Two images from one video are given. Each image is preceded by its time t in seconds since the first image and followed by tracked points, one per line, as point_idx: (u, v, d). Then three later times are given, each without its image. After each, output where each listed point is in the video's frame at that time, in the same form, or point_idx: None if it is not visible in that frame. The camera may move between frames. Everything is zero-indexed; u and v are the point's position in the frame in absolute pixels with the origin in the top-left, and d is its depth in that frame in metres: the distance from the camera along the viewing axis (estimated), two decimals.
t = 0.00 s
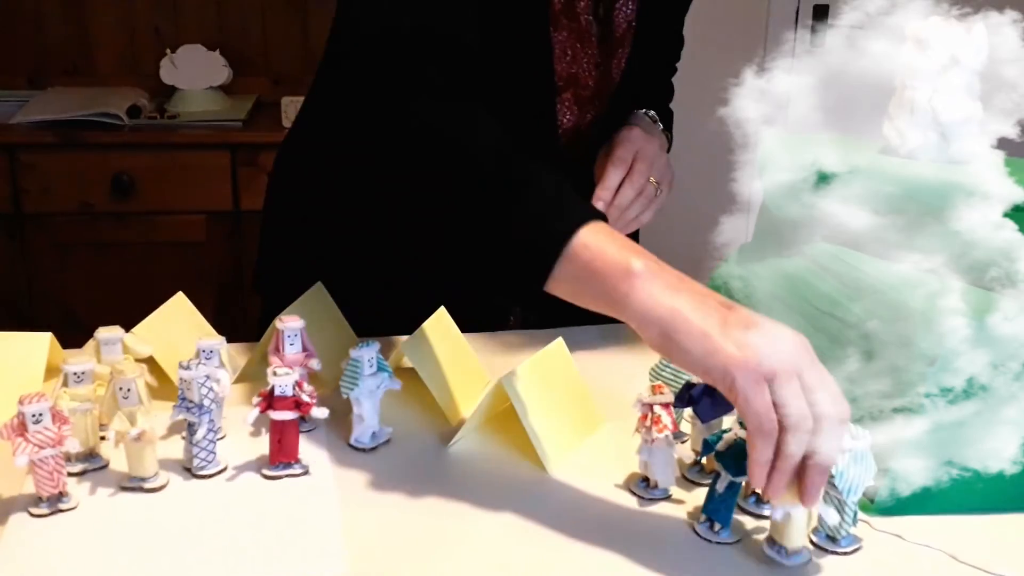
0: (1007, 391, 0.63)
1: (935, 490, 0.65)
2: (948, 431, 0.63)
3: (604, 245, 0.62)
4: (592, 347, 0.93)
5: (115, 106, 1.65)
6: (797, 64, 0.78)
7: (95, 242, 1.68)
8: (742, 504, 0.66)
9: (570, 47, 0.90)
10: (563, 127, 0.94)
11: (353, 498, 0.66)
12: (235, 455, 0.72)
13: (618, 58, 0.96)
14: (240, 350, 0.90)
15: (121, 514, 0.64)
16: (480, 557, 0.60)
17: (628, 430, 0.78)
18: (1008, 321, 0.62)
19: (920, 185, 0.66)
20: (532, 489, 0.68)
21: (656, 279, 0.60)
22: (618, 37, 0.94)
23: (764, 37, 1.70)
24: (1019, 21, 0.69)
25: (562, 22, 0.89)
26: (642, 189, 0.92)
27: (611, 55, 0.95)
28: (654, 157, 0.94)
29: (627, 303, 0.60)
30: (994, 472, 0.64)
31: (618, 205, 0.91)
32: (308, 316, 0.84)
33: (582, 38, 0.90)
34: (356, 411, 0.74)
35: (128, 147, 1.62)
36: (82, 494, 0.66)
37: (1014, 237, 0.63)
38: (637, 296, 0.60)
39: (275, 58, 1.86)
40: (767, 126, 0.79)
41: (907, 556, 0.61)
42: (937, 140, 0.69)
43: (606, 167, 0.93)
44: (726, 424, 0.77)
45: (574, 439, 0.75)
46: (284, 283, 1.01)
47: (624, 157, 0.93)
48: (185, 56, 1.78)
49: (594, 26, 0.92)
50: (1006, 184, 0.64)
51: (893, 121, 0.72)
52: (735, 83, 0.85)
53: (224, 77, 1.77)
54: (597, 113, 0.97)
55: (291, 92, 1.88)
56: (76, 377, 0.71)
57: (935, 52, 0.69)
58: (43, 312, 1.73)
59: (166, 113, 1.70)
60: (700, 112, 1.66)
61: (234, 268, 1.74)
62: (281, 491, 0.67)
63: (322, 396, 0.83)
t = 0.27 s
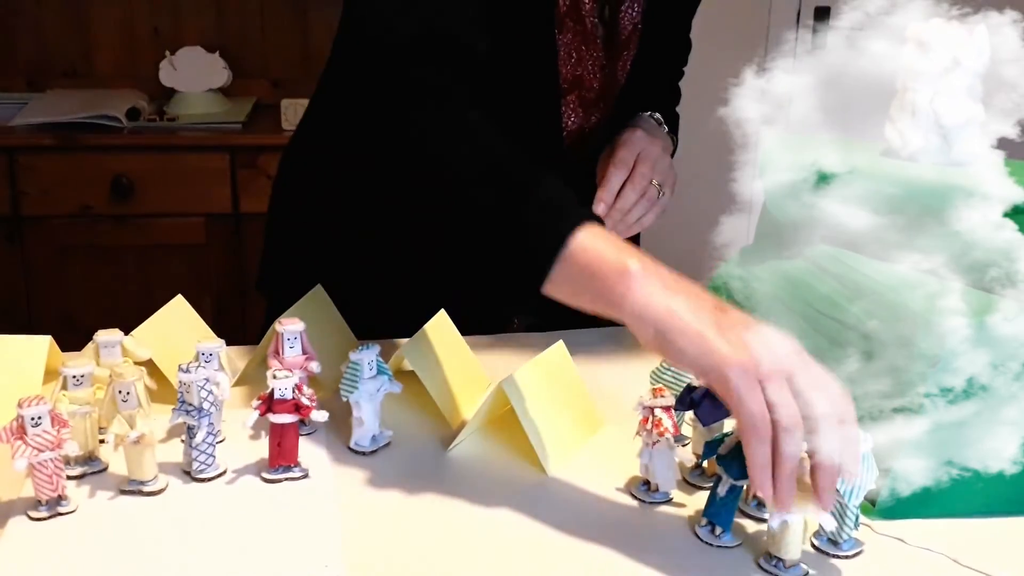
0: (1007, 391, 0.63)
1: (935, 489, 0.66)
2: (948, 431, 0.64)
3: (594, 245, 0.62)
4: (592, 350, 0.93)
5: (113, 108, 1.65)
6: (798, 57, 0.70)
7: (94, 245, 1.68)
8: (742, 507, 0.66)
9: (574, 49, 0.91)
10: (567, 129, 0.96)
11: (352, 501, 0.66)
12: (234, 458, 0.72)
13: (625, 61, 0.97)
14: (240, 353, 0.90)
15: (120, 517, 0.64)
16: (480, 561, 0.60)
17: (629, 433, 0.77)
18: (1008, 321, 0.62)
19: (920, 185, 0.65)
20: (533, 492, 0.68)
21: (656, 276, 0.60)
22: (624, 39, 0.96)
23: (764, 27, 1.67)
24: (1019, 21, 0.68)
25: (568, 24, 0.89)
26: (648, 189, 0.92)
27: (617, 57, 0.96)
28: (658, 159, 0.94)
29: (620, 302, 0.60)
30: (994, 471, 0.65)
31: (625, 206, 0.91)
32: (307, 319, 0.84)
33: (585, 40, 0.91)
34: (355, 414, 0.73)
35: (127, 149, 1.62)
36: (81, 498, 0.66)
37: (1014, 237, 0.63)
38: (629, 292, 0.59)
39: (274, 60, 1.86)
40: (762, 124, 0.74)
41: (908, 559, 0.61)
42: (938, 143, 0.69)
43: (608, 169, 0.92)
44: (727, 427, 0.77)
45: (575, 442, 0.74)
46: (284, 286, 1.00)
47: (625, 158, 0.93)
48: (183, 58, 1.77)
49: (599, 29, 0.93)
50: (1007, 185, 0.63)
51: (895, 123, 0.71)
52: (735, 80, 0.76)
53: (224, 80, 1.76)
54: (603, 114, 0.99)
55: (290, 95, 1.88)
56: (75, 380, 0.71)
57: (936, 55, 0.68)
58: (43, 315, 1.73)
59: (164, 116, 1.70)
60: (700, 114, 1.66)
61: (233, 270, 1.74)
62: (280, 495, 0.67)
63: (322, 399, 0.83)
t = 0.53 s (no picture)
0: (1007, 391, 0.62)
1: (935, 489, 0.64)
2: (949, 430, 0.62)
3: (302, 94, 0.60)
4: (593, 356, 0.93)
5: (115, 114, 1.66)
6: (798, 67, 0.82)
7: (95, 251, 1.68)
8: (744, 514, 0.66)
9: (552, 37, 0.97)
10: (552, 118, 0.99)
11: (353, 508, 0.66)
12: (236, 465, 0.72)
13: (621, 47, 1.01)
14: (241, 359, 0.90)
15: (121, 524, 0.64)
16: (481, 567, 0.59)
17: (630, 440, 0.77)
18: (1009, 321, 0.61)
19: (920, 190, 0.66)
20: (534, 499, 0.68)
21: (351, 105, 0.60)
22: (607, 27, 1.00)
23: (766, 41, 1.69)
24: (1019, 22, 0.71)
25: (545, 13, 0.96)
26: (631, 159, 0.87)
27: (600, 44, 1.01)
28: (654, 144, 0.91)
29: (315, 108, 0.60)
30: (995, 472, 0.63)
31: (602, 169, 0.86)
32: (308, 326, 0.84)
33: (564, 27, 0.97)
34: (356, 421, 0.73)
35: (129, 155, 1.62)
36: (82, 505, 0.66)
37: (1014, 237, 0.63)
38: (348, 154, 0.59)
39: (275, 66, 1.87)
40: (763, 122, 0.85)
41: (909, 566, 0.61)
42: (940, 150, 0.68)
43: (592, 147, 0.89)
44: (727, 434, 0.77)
45: (576, 449, 0.74)
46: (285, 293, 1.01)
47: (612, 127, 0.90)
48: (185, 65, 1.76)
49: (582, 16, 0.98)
50: (1006, 184, 0.64)
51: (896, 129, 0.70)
52: (737, 88, 0.91)
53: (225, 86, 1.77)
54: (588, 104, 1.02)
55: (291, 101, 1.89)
56: (76, 387, 0.71)
57: (937, 60, 0.68)
58: (43, 321, 1.73)
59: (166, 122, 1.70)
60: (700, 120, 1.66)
61: (234, 276, 1.75)
62: (282, 502, 0.67)
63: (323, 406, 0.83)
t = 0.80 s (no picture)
0: (1007, 391, 0.62)
1: (935, 490, 0.63)
2: (949, 429, 0.62)
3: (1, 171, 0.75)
4: (595, 366, 0.93)
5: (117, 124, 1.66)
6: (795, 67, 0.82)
7: (97, 261, 1.69)
8: (746, 523, 0.66)
9: (459, 29, 0.93)
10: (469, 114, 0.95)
11: (353, 517, 0.66)
12: (237, 473, 0.72)
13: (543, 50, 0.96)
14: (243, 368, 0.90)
15: (122, 533, 0.64)
16: None
17: (631, 448, 0.77)
18: (1009, 320, 0.62)
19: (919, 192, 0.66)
20: (535, 507, 0.68)
21: (53, 216, 0.72)
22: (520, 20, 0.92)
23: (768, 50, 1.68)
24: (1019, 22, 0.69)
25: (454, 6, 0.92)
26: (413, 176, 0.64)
27: (516, 35, 0.93)
28: (496, 168, 0.67)
29: None
30: (995, 472, 0.62)
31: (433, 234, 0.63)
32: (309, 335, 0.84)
33: (472, 21, 0.92)
34: (357, 430, 0.73)
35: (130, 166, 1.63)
36: (83, 513, 0.66)
37: (1014, 236, 0.63)
38: None
39: (278, 76, 1.87)
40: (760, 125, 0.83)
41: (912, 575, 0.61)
42: (941, 159, 0.69)
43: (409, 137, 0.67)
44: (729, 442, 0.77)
45: (578, 457, 0.74)
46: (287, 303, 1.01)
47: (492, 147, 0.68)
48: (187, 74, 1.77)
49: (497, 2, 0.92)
50: (1007, 184, 0.65)
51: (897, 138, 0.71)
52: (738, 89, 0.89)
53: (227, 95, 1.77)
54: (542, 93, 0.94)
55: (294, 110, 1.89)
56: (78, 395, 0.71)
57: (937, 70, 0.68)
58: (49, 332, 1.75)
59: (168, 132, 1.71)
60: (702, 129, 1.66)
61: (237, 285, 1.75)
62: (284, 510, 0.67)
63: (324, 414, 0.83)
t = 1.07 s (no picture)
0: (1006, 391, 0.62)
1: (935, 490, 0.63)
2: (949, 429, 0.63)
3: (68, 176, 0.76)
4: (600, 358, 0.93)
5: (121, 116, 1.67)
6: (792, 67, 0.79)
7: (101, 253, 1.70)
8: (751, 515, 0.66)
9: (393, 31, 0.88)
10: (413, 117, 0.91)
11: (360, 509, 0.66)
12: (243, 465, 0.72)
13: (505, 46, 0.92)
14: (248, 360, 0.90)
15: (129, 523, 0.64)
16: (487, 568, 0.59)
17: (637, 441, 0.77)
18: (1009, 321, 0.62)
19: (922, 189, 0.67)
20: (541, 499, 0.68)
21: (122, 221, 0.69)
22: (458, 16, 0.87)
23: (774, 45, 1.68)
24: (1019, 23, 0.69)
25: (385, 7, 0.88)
26: (371, 314, 0.64)
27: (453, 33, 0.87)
28: (411, 295, 0.65)
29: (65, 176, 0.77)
30: (994, 472, 0.62)
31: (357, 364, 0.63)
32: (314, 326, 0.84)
33: (408, 24, 0.88)
34: (364, 421, 0.73)
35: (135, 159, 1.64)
36: (90, 504, 0.66)
37: (1014, 237, 0.64)
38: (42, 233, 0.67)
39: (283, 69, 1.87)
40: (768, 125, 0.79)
41: (918, 568, 0.61)
42: (947, 153, 0.69)
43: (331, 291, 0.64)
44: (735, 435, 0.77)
45: (584, 450, 0.74)
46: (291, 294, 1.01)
47: (427, 250, 0.67)
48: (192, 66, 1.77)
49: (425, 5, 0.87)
50: (1007, 185, 0.66)
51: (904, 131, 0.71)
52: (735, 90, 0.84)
53: (233, 88, 1.77)
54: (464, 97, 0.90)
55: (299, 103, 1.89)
56: (85, 387, 0.70)
57: (944, 62, 0.68)
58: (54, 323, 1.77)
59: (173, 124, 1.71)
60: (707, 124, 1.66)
61: (240, 279, 1.75)
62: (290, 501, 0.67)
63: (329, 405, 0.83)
